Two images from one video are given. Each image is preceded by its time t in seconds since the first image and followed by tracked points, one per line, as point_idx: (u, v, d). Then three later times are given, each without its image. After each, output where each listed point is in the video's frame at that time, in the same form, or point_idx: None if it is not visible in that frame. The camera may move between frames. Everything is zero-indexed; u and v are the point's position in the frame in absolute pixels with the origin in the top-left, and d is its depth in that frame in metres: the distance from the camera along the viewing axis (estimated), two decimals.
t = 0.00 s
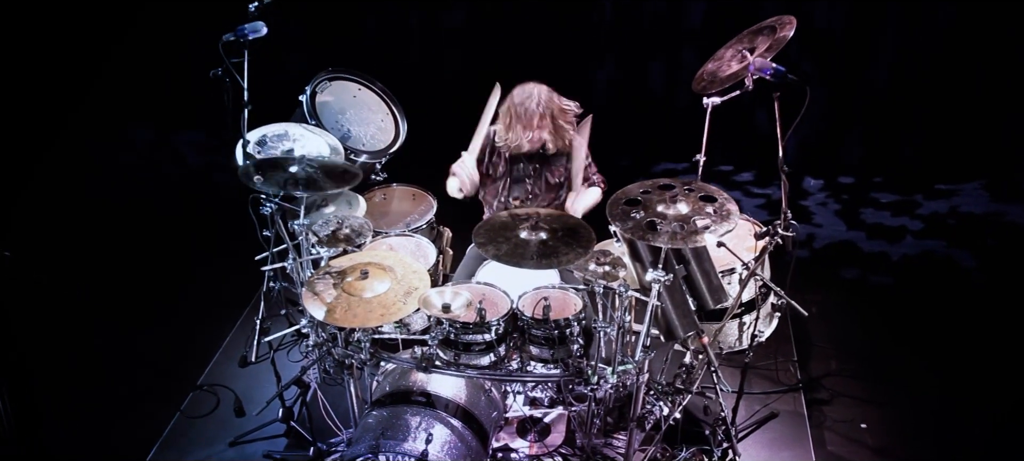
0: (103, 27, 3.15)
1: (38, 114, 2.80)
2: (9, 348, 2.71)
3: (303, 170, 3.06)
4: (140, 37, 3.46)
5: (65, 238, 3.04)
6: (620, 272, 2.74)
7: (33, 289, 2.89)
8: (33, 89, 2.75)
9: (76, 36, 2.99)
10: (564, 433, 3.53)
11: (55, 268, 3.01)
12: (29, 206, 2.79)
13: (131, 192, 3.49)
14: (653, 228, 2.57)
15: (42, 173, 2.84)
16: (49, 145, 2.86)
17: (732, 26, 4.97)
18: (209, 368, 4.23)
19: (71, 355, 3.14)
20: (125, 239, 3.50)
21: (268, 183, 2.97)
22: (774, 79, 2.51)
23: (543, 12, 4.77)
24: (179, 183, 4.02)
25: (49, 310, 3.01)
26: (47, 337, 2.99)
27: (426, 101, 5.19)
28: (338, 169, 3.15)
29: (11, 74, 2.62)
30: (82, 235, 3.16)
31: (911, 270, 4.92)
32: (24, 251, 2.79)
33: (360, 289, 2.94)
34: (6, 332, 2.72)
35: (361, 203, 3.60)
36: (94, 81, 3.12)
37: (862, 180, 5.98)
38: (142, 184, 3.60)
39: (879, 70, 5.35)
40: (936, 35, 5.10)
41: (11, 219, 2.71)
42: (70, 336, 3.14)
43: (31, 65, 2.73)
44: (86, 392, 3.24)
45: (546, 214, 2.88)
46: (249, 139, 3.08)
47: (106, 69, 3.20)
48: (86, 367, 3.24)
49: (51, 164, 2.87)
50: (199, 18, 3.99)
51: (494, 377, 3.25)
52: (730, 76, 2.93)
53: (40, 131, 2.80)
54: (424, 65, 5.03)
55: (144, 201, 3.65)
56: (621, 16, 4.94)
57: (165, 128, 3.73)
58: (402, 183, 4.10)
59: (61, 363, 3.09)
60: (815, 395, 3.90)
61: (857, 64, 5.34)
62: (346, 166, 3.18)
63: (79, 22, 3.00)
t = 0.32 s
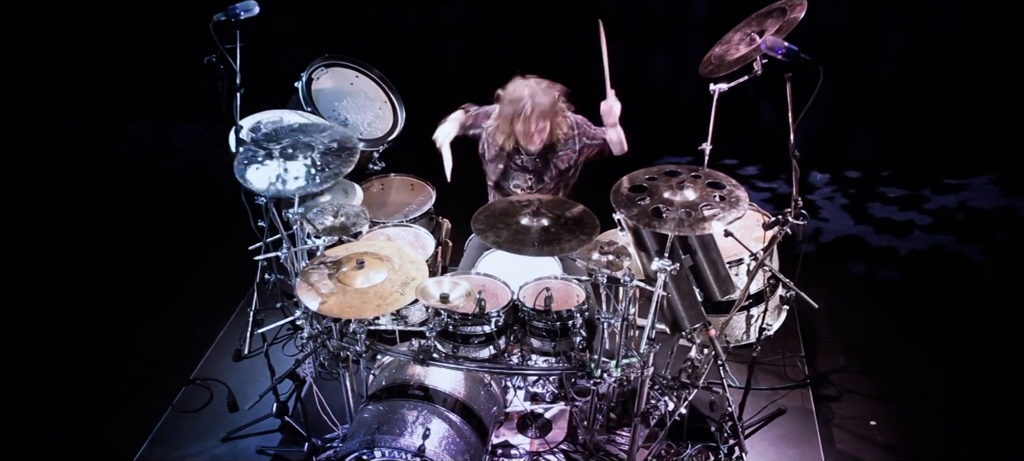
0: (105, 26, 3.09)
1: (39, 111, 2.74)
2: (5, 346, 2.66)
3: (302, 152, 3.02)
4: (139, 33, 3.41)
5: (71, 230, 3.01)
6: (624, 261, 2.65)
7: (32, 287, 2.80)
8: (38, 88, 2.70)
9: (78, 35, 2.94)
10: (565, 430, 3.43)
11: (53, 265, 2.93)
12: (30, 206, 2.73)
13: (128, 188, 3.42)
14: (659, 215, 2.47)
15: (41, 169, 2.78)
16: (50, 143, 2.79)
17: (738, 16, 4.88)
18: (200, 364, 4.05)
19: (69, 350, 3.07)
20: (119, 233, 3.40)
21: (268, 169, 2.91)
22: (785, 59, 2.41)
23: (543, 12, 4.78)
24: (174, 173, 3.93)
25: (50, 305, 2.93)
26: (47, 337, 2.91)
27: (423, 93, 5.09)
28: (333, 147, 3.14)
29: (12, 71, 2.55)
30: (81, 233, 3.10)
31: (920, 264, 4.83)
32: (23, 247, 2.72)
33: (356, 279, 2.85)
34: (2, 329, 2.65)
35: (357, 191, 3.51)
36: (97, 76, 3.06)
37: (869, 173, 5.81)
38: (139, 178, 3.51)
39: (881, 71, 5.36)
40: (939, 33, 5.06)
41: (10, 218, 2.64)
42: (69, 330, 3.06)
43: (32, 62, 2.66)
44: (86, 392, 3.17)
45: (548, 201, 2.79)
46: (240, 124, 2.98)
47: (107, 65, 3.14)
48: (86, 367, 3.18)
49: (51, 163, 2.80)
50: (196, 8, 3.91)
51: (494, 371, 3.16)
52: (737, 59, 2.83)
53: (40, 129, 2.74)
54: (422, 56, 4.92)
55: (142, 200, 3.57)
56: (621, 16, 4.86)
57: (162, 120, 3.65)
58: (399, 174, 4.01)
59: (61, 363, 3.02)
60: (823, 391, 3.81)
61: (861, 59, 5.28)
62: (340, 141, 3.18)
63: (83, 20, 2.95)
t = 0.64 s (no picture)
0: (107, 24, 3.02)
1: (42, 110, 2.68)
2: (5, 346, 2.61)
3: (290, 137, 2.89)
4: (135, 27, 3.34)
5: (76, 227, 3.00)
6: (629, 249, 2.55)
7: (32, 287, 2.76)
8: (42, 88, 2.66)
9: (82, 35, 2.87)
10: (567, 425, 3.34)
11: (52, 265, 2.88)
12: (31, 206, 2.68)
13: (128, 188, 3.38)
14: (666, 200, 2.39)
15: (42, 169, 2.72)
16: (51, 144, 2.74)
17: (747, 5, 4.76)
18: (195, 356, 4.00)
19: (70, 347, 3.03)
20: (113, 226, 3.32)
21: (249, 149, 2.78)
22: (799, 36, 2.33)
23: (543, 13, 4.68)
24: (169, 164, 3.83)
25: (51, 304, 2.89)
26: (39, 325, 2.80)
27: (423, 84, 4.99)
28: (326, 137, 2.99)
29: (6, 70, 2.46)
30: (80, 232, 3.05)
31: (928, 258, 4.73)
32: (18, 240, 2.64)
33: (352, 267, 2.76)
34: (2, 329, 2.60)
35: (354, 179, 3.38)
36: (99, 71, 3.01)
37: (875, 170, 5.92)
38: (139, 177, 3.47)
39: (888, 67, 5.27)
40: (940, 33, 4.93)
41: (11, 219, 2.59)
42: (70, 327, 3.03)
43: (32, 61, 2.59)
44: (86, 392, 3.12)
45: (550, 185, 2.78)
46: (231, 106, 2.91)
47: (108, 65, 3.07)
48: (86, 368, 3.14)
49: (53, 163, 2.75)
50: None
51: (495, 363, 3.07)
52: (747, 40, 2.74)
53: (39, 131, 2.67)
54: (421, 47, 4.81)
55: (142, 199, 3.54)
56: (621, 16, 4.70)
57: (156, 109, 3.56)
58: (398, 163, 3.92)
59: (62, 363, 2.97)
60: (831, 387, 3.71)
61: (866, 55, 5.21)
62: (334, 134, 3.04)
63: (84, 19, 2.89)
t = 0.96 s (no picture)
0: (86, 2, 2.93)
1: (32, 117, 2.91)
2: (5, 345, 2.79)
3: (290, 120, 2.86)
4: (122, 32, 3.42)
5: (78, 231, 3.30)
6: (633, 237, 2.47)
7: (32, 287, 3.03)
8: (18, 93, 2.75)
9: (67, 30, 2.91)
10: (570, 420, 3.28)
11: (52, 266, 3.16)
12: (31, 204, 2.97)
13: (130, 188, 3.67)
14: (672, 185, 2.31)
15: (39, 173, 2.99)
16: (51, 144, 3.02)
17: None
18: (187, 351, 3.76)
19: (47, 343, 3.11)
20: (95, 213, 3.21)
21: (250, 142, 2.76)
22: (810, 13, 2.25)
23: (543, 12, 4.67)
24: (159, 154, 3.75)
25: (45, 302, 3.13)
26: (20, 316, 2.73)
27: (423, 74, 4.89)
28: (323, 113, 2.97)
29: None
30: (77, 232, 3.33)
31: (937, 252, 4.64)
32: None
33: (348, 256, 2.68)
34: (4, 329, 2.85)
35: (352, 168, 3.33)
36: (94, 80, 3.23)
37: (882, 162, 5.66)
38: (140, 178, 3.75)
39: (892, 60, 5.20)
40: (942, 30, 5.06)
41: (11, 218, 2.89)
42: (51, 319, 3.17)
43: (28, 70, 2.86)
44: (86, 392, 3.25)
45: (553, 169, 2.75)
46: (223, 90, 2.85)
47: (106, 63, 3.33)
48: (87, 367, 3.32)
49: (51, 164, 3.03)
50: None
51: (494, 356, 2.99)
52: (755, 21, 2.64)
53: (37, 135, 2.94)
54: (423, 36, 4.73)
55: (142, 199, 3.81)
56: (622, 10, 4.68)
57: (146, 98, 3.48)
58: (397, 152, 3.84)
59: (61, 363, 3.18)
60: (839, 382, 3.63)
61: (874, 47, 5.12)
62: (331, 108, 3.01)
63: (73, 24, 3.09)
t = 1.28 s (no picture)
0: None
1: (31, 109, 2.73)
2: (5, 347, 2.66)
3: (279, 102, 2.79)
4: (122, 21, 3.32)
5: (71, 229, 3.09)
6: (636, 225, 2.43)
7: (29, 285, 2.80)
8: (8, 85, 2.57)
9: (57, 15, 2.83)
10: (570, 415, 3.19)
11: (53, 265, 2.98)
12: (30, 206, 2.79)
13: (128, 188, 3.58)
14: (676, 169, 2.24)
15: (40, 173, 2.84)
16: (51, 144, 2.85)
17: None
18: (182, 342, 3.76)
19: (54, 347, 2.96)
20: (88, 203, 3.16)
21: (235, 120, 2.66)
22: None
23: (543, 13, 4.64)
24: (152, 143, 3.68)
25: (47, 300, 2.94)
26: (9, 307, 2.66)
27: (422, 66, 4.83)
28: (316, 107, 2.89)
29: None
30: (80, 227, 3.16)
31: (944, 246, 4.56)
32: None
33: (343, 244, 2.61)
34: (2, 331, 2.66)
35: (349, 156, 3.25)
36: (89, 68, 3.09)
37: (887, 156, 5.57)
38: (139, 178, 3.68)
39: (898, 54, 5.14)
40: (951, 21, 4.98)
41: (12, 218, 2.70)
42: (61, 316, 3.03)
43: None
44: (77, 391, 3.06)
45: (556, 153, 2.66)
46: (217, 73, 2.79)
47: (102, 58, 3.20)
48: (82, 366, 3.13)
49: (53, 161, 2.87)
50: None
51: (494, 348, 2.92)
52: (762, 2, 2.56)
53: (40, 132, 2.78)
54: (422, 27, 4.68)
55: (142, 199, 3.74)
56: None
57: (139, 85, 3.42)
58: (395, 142, 3.77)
59: (61, 362, 2.99)
60: (846, 376, 3.56)
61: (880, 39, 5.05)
62: (325, 104, 2.93)
63: None
